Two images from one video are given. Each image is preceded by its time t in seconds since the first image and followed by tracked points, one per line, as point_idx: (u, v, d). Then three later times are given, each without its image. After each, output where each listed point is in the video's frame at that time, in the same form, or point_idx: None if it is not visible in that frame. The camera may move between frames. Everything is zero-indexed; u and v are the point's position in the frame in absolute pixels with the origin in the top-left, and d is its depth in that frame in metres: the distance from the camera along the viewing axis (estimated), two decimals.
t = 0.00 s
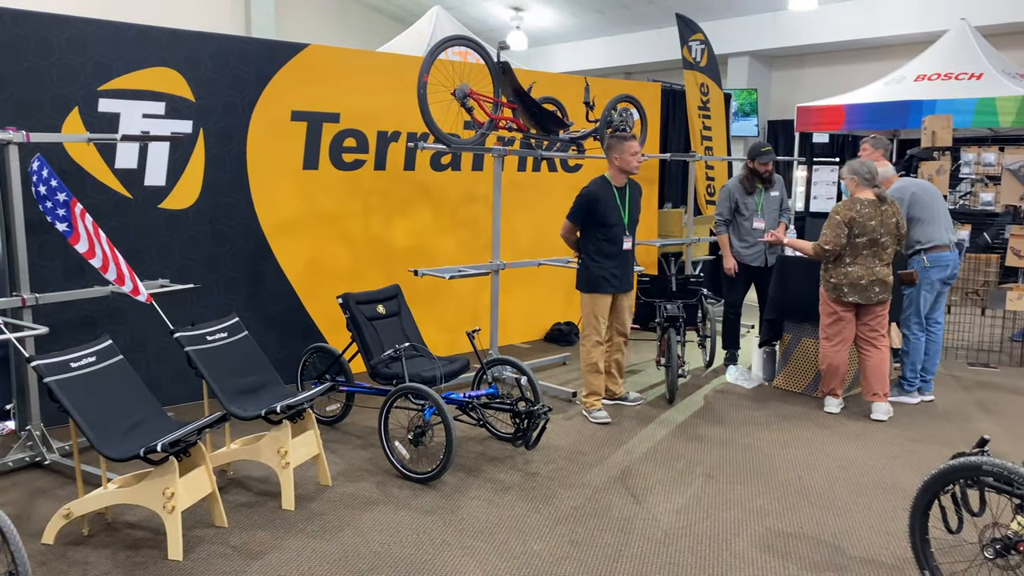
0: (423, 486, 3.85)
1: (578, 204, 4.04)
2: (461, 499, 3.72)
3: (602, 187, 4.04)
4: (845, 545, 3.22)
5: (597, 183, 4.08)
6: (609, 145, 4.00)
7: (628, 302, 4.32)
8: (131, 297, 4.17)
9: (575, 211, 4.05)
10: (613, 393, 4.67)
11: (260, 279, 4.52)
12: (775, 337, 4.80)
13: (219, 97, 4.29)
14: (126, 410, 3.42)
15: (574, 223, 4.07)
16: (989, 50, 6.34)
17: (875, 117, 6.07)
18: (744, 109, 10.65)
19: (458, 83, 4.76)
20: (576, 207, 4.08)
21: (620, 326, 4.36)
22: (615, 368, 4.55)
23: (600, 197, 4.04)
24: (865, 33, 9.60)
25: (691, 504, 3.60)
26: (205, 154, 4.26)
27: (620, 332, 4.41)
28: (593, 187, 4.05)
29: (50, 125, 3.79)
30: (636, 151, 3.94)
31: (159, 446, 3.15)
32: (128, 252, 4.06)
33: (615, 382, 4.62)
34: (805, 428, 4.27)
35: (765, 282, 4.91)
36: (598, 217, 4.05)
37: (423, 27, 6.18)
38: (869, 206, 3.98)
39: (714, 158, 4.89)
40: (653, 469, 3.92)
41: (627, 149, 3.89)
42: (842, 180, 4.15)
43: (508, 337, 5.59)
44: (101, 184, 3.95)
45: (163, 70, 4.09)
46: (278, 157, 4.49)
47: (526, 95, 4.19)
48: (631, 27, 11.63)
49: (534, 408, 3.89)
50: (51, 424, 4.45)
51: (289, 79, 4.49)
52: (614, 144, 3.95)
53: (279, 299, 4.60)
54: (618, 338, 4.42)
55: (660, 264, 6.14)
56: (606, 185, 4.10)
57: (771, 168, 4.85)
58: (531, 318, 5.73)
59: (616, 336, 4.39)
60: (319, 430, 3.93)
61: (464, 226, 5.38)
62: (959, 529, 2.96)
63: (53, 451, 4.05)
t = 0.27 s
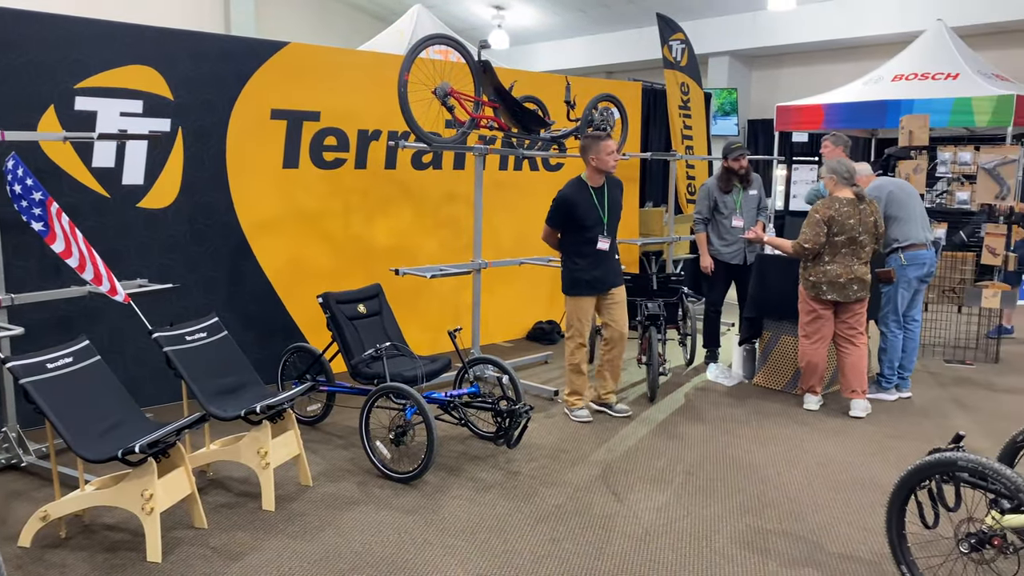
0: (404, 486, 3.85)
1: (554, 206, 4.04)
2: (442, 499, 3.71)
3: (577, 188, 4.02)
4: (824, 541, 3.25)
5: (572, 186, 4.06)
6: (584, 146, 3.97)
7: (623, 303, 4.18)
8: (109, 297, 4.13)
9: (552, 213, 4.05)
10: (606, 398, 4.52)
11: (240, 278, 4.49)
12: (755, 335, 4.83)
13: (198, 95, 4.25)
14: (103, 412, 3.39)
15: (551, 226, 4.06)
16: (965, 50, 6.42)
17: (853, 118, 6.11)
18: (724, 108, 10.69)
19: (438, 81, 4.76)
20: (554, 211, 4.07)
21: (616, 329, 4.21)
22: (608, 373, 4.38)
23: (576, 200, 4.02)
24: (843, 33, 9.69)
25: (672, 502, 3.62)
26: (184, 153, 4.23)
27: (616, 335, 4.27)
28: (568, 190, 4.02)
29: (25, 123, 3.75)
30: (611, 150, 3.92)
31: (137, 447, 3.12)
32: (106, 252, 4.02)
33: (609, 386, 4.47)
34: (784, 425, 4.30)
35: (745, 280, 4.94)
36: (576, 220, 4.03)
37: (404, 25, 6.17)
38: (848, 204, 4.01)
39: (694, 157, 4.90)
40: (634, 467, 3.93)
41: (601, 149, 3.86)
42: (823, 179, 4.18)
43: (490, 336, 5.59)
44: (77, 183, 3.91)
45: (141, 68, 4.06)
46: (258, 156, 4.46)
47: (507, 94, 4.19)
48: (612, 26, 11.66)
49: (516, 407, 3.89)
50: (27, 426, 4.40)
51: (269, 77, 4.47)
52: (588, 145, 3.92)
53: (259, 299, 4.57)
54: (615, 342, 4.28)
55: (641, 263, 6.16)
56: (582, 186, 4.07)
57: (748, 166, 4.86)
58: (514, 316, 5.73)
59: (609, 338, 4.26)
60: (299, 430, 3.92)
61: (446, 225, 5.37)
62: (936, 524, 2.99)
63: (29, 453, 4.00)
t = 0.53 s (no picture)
0: (385, 485, 3.83)
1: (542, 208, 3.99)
2: (423, 498, 3.71)
3: (567, 189, 3.95)
4: (803, 537, 3.28)
5: (564, 185, 3.99)
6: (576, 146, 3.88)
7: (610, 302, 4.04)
8: (85, 297, 4.09)
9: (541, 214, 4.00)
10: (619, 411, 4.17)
11: (219, 277, 4.46)
12: (734, 333, 4.86)
13: (176, 93, 4.22)
14: (80, 413, 3.35)
15: (541, 227, 4.01)
16: (941, 49, 6.50)
17: (831, 117, 6.16)
18: (704, 108, 10.80)
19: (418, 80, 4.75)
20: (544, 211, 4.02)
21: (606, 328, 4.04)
22: (612, 380, 4.08)
23: (564, 201, 3.97)
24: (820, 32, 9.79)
25: (653, 499, 3.63)
26: (161, 151, 4.19)
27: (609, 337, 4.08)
28: (558, 190, 3.95)
29: None
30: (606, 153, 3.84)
31: (114, 448, 3.09)
32: (82, 251, 3.98)
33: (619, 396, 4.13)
34: (764, 421, 4.33)
35: (725, 278, 4.96)
36: (565, 222, 3.99)
37: (384, 23, 6.16)
38: (826, 203, 4.03)
39: (673, 156, 4.91)
40: (615, 464, 3.94)
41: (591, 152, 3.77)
42: (801, 177, 4.19)
43: (471, 334, 5.59)
44: (53, 182, 3.86)
45: (118, 66, 4.02)
46: (236, 154, 4.43)
47: (487, 92, 4.19)
48: (593, 25, 11.72)
49: (497, 405, 3.88)
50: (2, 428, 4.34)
51: (247, 75, 4.44)
52: (579, 146, 3.83)
53: (239, 299, 4.54)
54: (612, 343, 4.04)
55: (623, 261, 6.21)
56: (573, 186, 4.00)
57: (722, 163, 4.88)
58: (495, 315, 5.73)
59: (601, 340, 4.08)
60: (279, 430, 3.90)
61: (427, 223, 5.37)
62: (912, 519, 3.02)
63: (4, 455, 3.95)
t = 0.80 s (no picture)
0: (363, 483, 3.82)
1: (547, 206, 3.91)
2: (402, 496, 3.70)
3: (571, 187, 3.90)
4: (778, 531, 3.31)
5: (567, 184, 3.93)
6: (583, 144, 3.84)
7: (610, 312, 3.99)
8: (58, 296, 4.04)
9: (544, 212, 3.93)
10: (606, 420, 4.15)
11: (195, 276, 4.42)
12: (711, 329, 4.90)
13: (149, 90, 4.17)
14: (52, 414, 3.31)
15: (543, 226, 3.93)
16: (914, 49, 6.58)
17: (806, 115, 6.21)
18: (681, 106, 10.89)
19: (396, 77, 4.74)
20: (547, 210, 3.96)
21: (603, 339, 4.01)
22: (601, 389, 4.06)
23: (568, 199, 3.90)
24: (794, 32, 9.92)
25: (631, 495, 3.65)
26: (136, 148, 4.15)
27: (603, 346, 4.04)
28: (561, 188, 3.90)
29: None
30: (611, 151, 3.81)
31: (88, 449, 3.06)
32: (54, 249, 3.93)
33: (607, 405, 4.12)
34: (741, 417, 4.37)
35: (700, 276, 4.98)
36: (568, 222, 3.92)
37: (361, 20, 6.14)
38: (802, 200, 4.06)
39: (650, 154, 4.91)
40: (594, 461, 3.96)
41: (600, 148, 3.74)
42: (777, 175, 4.22)
43: (450, 332, 5.58)
44: (24, 179, 3.81)
45: (91, 62, 3.97)
46: (211, 152, 4.40)
47: (465, 90, 4.18)
48: (571, 23, 11.77)
49: (475, 403, 3.88)
50: None
51: (222, 72, 4.40)
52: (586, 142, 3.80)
53: (215, 298, 4.51)
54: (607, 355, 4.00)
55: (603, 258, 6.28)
56: (576, 185, 3.95)
57: (695, 161, 4.92)
58: (474, 312, 5.74)
59: (596, 348, 4.02)
60: (256, 430, 3.87)
61: (405, 220, 5.35)
62: (886, 512, 3.05)
63: None
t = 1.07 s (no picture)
0: (339, 482, 3.80)
1: (555, 199, 3.86)
2: (378, 494, 3.69)
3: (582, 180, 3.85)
4: (752, 526, 3.33)
5: (576, 177, 3.88)
6: (592, 135, 3.84)
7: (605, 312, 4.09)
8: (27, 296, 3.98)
9: (552, 205, 3.87)
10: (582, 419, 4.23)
11: (167, 275, 4.38)
12: (686, 326, 4.93)
13: (120, 86, 4.12)
14: (21, 415, 3.26)
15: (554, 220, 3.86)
16: (884, 48, 6.69)
17: (780, 113, 6.28)
18: (656, 104, 10.91)
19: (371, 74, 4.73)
20: (556, 204, 3.88)
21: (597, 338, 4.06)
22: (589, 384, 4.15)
23: (577, 192, 3.86)
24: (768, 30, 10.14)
25: (607, 491, 3.66)
26: (106, 146, 4.10)
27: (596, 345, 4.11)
28: (569, 181, 3.87)
29: None
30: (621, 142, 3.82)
31: (57, 450, 3.01)
32: (23, 248, 3.87)
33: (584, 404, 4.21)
34: (716, 413, 4.40)
35: (675, 273, 5.01)
36: (580, 216, 3.87)
37: (336, 17, 6.12)
38: (775, 197, 4.09)
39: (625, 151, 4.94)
40: (571, 458, 3.97)
41: (612, 137, 3.76)
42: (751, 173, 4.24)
43: (427, 329, 5.57)
44: None
45: (60, 58, 3.91)
46: (184, 149, 4.35)
47: (440, 87, 4.17)
48: (548, 21, 11.85)
49: (452, 401, 3.87)
50: None
51: (195, 68, 4.35)
52: (595, 133, 3.80)
53: (188, 297, 4.46)
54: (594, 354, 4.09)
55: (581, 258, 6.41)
56: (586, 178, 3.91)
57: (667, 158, 4.94)
58: (451, 310, 5.73)
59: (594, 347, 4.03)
60: (230, 429, 3.84)
61: (380, 218, 5.33)
62: (858, 506, 3.09)
63: None
